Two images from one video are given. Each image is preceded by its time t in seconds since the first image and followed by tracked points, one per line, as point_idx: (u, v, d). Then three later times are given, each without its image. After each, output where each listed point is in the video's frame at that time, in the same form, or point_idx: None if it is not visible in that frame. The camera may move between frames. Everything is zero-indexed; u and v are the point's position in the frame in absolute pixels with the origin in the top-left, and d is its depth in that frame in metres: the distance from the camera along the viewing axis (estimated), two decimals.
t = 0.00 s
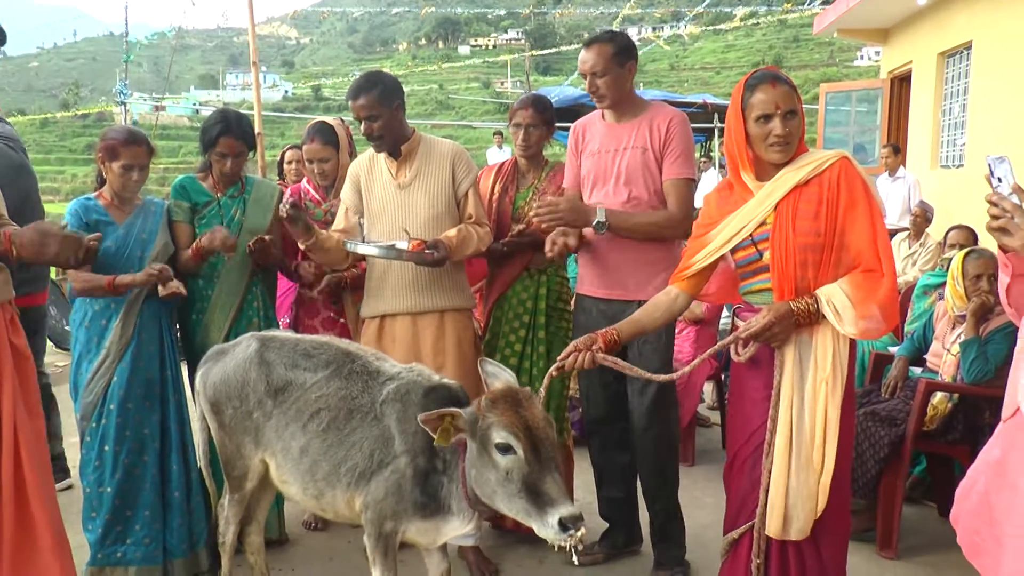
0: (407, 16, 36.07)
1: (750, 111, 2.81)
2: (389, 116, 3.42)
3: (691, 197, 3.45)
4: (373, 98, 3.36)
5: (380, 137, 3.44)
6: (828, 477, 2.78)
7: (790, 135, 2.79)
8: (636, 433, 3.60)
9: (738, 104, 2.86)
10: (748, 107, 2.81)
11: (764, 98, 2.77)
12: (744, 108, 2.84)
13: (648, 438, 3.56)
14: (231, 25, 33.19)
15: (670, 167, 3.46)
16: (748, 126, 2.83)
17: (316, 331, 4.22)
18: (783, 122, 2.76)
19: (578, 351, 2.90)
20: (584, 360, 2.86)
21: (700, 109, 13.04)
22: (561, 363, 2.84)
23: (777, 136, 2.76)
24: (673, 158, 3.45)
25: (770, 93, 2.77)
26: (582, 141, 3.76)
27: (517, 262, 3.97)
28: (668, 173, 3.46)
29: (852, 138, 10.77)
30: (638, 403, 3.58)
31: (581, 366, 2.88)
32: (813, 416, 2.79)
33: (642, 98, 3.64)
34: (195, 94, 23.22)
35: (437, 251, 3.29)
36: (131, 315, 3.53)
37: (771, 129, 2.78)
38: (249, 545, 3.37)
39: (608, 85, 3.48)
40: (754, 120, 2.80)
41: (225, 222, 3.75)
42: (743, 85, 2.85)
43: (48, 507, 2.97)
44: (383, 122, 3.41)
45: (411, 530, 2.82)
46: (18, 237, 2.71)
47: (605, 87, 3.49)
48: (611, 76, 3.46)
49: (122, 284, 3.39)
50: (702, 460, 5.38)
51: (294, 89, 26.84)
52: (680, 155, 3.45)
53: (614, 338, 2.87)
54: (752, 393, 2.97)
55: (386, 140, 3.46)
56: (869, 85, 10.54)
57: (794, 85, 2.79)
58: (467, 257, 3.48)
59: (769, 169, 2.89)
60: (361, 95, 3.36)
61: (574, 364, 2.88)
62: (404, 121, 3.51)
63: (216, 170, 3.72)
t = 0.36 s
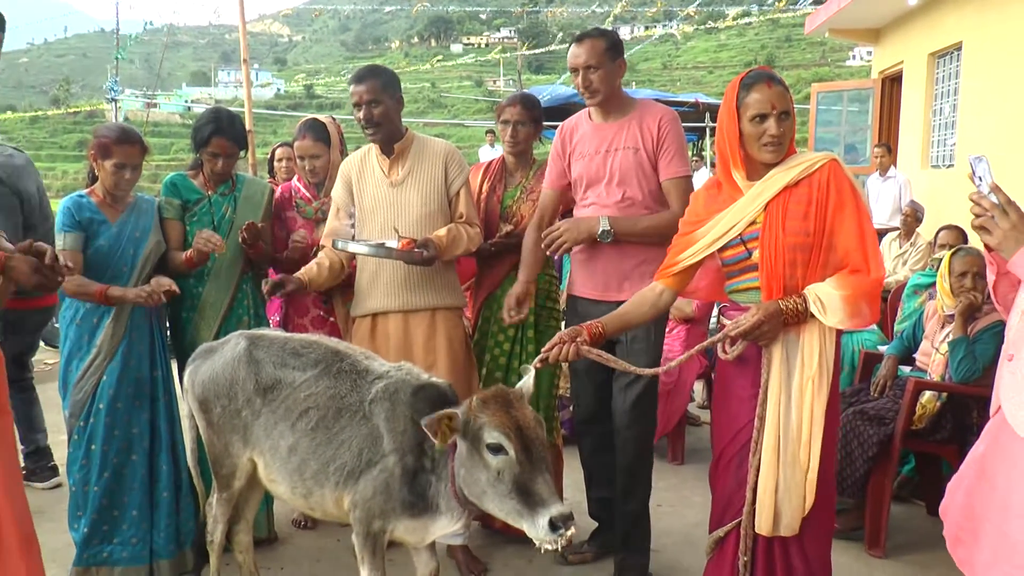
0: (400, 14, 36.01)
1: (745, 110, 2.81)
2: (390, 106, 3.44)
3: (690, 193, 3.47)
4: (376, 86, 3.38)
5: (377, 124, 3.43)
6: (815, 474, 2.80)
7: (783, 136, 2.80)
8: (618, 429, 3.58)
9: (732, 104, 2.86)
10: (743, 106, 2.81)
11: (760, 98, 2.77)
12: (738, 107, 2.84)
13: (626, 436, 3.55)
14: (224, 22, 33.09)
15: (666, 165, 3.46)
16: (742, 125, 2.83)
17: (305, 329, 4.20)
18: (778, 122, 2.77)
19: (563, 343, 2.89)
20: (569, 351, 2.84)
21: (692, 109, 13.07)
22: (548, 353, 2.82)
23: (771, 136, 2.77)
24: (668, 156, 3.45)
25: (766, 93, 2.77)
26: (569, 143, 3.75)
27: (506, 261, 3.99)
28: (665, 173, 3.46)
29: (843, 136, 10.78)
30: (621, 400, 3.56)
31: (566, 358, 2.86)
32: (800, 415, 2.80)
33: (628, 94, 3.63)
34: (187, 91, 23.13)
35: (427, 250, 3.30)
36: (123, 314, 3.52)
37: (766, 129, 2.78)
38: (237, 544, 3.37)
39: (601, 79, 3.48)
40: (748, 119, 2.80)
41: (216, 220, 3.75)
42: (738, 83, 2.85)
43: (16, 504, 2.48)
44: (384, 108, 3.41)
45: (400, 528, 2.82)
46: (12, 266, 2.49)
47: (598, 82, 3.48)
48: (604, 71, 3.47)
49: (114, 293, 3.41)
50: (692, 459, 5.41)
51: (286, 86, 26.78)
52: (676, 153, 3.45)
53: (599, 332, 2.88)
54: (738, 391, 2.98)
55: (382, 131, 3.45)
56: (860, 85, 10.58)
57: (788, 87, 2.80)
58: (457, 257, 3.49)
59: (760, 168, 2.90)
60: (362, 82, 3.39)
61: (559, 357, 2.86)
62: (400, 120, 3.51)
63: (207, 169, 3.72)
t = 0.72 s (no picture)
0: (394, 13, 36.00)
1: (733, 112, 2.82)
2: (384, 104, 3.46)
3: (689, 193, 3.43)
4: (371, 84, 3.40)
5: (371, 122, 3.44)
6: (798, 472, 2.82)
7: (770, 139, 2.82)
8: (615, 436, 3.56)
9: (720, 105, 2.87)
10: (731, 107, 2.82)
11: (749, 101, 2.78)
12: (726, 108, 2.85)
13: (626, 443, 3.53)
14: (217, 20, 33.01)
15: (665, 165, 3.42)
16: (730, 126, 2.84)
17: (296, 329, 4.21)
18: (766, 125, 2.78)
19: (550, 343, 2.86)
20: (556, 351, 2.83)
21: (684, 110, 13.11)
22: (536, 353, 2.80)
23: (759, 139, 2.78)
24: (667, 155, 3.41)
25: (755, 96, 2.77)
26: (565, 141, 3.69)
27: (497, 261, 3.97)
28: (664, 173, 3.43)
29: (835, 137, 10.85)
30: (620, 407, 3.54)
31: (554, 357, 2.84)
32: (782, 414, 2.82)
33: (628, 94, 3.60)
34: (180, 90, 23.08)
35: (416, 251, 3.31)
36: (111, 315, 3.52)
37: (754, 132, 2.79)
38: (226, 544, 3.38)
39: (601, 74, 3.45)
40: (737, 121, 2.81)
41: (207, 220, 3.75)
42: (727, 85, 2.85)
43: None
44: (378, 106, 3.42)
45: (389, 528, 2.83)
46: None
47: (599, 76, 3.44)
48: (605, 64, 3.44)
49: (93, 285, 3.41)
50: (682, 459, 5.43)
51: (279, 85, 26.77)
52: (673, 152, 3.42)
53: (585, 331, 2.89)
54: (721, 391, 2.99)
55: (376, 129, 3.46)
56: (852, 86, 10.61)
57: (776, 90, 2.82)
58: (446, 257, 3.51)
59: (744, 169, 2.91)
60: (357, 81, 3.39)
61: (547, 356, 2.84)
62: (391, 118, 3.53)
63: (199, 168, 3.71)
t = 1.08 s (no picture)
0: (383, 14, 36.00)
1: (717, 116, 2.84)
2: (364, 111, 3.45)
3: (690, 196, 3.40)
4: (352, 89, 3.40)
5: (350, 128, 3.45)
6: (781, 473, 2.85)
7: (754, 143, 2.84)
8: (612, 440, 3.54)
9: (704, 109, 2.89)
10: (716, 111, 2.84)
11: (733, 106, 2.80)
12: (711, 112, 2.87)
13: (624, 446, 3.51)
14: (206, 20, 32.92)
15: (664, 168, 3.40)
16: (714, 130, 2.87)
17: (282, 331, 4.22)
18: (750, 130, 2.81)
19: (536, 344, 2.89)
20: (542, 353, 2.85)
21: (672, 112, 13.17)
22: (521, 354, 2.81)
23: (743, 143, 2.80)
24: (667, 158, 3.39)
25: (740, 101, 2.80)
26: (567, 139, 3.68)
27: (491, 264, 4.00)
28: (663, 177, 3.40)
29: (823, 139, 10.94)
30: (618, 411, 3.52)
31: (539, 359, 2.86)
32: (765, 416, 2.84)
33: (630, 92, 3.57)
34: (169, 91, 23.00)
35: (402, 254, 3.31)
36: (94, 318, 3.51)
37: (738, 136, 2.82)
38: (212, 546, 3.39)
39: (592, 76, 3.42)
40: (721, 126, 2.83)
41: (195, 222, 3.75)
42: (711, 89, 2.87)
43: None
44: (358, 113, 3.43)
45: (376, 529, 2.83)
46: None
47: (589, 79, 3.43)
48: (595, 66, 3.41)
49: (76, 286, 3.43)
50: (669, 460, 5.46)
51: (268, 86, 26.74)
52: (674, 154, 3.39)
53: (569, 333, 2.90)
54: (705, 392, 3.01)
55: (355, 135, 3.47)
56: (839, 89, 10.69)
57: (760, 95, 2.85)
58: (431, 260, 3.52)
59: (728, 173, 2.93)
60: (339, 86, 3.40)
61: (532, 357, 2.85)
62: (377, 121, 3.54)
63: (186, 170, 3.71)
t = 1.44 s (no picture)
0: (370, 16, 35.96)
1: (718, 116, 2.84)
2: (347, 116, 3.44)
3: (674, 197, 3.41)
4: (332, 97, 3.39)
5: (332, 135, 3.45)
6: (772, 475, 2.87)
7: (754, 144, 2.84)
8: (603, 442, 3.53)
9: (706, 108, 2.90)
10: (718, 111, 2.85)
11: (734, 106, 2.80)
12: (712, 112, 2.87)
13: (613, 449, 3.51)
14: (192, 22, 32.83)
15: (649, 171, 3.40)
16: (715, 130, 2.87)
17: (269, 333, 4.19)
18: (751, 130, 2.81)
19: (527, 346, 2.91)
20: (534, 355, 2.89)
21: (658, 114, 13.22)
22: (513, 357, 2.85)
23: (743, 144, 2.81)
24: (651, 160, 3.39)
25: (741, 101, 2.80)
26: (558, 140, 3.70)
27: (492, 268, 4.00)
28: (648, 179, 3.41)
29: (808, 142, 11.03)
30: (609, 414, 3.50)
31: (531, 361, 2.90)
32: (758, 417, 2.87)
33: (616, 92, 3.56)
34: (155, 93, 22.89)
35: (384, 256, 3.31)
36: (80, 321, 3.49)
37: (738, 136, 2.82)
38: (198, 550, 3.37)
39: (568, 80, 3.45)
40: (722, 126, 2.84)
41: (180, 225, 3.73)
42: (714, 89, 2.88)
43: None
44: (340, 120, 3.42)
45: (363, 531, 2.83)
46: None
47: (563, 84, 3.47)
48: (567, 73, 3.43)
49: (61, 289, 3.40)
50: (656, 461, 5.48)
51: (254, 88, 26.66)
52: (659, 156, 3.39)
53: (562, 334, 2.90)
54: (699, 395, 3.01)
55: (339, 140, 3.47)
56: (825, 91, 10.75)
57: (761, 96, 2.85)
58: (417, 262, 3.52)
59: (728, 173, 2.94)
60: (320, 92, 3.40)
61: (524, 359, 2.89)
62: (361, 123, 3.52)
63: (171, 172, 3.69)
